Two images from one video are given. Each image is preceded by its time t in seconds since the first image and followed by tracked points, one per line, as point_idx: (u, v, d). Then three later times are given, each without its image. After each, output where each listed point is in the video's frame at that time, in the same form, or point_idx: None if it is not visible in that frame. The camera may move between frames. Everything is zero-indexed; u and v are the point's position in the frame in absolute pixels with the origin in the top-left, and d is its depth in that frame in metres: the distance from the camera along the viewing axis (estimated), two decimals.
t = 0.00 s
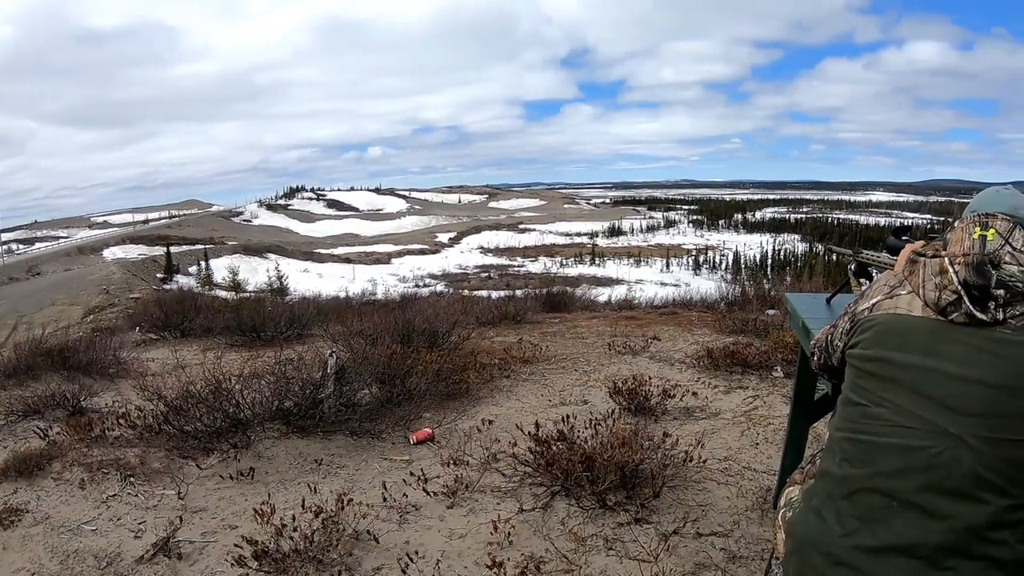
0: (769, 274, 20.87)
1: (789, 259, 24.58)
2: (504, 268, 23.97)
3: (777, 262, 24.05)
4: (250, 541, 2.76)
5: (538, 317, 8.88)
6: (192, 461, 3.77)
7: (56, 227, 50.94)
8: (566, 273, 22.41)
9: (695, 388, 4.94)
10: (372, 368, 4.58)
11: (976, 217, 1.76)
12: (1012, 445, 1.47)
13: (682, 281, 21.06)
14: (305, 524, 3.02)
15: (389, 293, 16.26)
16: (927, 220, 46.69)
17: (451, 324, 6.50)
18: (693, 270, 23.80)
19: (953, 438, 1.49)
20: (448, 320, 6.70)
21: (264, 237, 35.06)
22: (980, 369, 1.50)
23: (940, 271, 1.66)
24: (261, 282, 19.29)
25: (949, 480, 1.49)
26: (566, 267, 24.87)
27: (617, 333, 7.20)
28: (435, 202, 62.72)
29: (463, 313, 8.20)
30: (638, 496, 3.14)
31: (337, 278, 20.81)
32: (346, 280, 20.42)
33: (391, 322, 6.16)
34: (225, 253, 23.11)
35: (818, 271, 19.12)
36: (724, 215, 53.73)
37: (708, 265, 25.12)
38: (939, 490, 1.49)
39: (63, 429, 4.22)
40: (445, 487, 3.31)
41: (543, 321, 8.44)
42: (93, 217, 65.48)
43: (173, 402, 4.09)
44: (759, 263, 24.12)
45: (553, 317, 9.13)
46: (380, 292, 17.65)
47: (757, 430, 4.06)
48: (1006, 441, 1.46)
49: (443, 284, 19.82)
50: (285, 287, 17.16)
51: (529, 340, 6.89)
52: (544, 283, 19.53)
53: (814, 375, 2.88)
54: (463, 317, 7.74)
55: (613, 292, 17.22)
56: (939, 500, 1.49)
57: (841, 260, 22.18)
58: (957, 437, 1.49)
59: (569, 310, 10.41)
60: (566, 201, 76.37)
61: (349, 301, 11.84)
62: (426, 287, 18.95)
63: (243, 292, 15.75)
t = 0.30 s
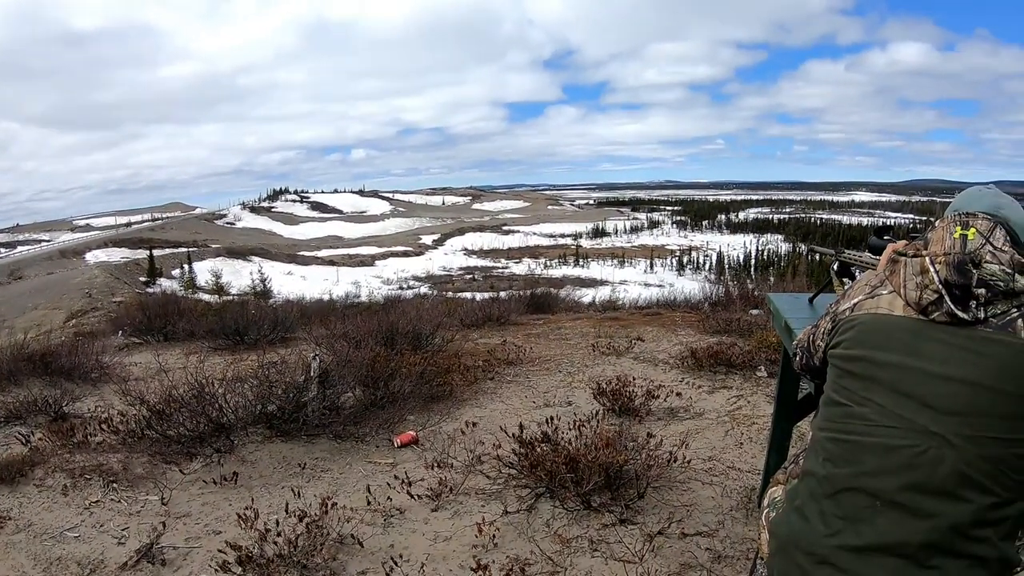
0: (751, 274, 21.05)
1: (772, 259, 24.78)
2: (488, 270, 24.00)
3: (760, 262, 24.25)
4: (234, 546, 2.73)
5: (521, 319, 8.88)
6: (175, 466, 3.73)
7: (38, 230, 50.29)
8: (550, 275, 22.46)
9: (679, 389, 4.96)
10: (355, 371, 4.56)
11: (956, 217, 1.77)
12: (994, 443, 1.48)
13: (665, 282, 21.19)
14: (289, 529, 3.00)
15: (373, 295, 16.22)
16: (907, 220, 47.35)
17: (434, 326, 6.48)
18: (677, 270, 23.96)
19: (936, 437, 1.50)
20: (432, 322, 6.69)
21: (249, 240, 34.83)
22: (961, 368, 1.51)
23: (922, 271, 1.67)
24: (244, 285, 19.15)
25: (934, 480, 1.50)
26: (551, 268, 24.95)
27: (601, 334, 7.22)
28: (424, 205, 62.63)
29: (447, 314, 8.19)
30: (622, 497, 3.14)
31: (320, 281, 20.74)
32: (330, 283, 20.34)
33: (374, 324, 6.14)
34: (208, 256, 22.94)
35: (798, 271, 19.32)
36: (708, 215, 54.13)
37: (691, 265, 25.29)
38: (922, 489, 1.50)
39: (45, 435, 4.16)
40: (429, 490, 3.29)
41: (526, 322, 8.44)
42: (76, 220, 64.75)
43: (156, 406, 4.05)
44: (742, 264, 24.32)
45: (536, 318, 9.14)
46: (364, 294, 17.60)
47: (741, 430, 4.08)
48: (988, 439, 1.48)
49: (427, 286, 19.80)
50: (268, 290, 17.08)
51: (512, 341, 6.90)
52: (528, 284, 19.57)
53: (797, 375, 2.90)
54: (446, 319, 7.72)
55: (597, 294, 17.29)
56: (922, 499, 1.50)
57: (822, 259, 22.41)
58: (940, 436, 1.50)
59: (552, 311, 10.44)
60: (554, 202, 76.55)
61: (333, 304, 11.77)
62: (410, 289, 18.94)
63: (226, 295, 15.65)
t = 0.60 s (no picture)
0: (731, 274, 21.23)
1: (753, 259, 25.02)
2: (470, 272, 24.01)
3: (741, 263, 24.45)
4: (215, 552, 2.70)
5: (503, 320, 8.88)
6: (155, 472, 3.69)
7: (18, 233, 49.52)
8: (532, 277, 22.49)
9: (660, 389, 4.98)
10: (336, 375, 4.54)
11: (933, 217, 1.84)
12: (974, 442, 1.50)
13: (647, 283, 21.31)
14: (270, 534, 2.97)
15: (355, 298, 16.16)
16: (886, 220, 48.01)
17: (414, 329, 6.47)
18: (659, 271, 24.11)
19: (916, 436, 1.51)
20: (413, 325, 6.68)
21: (233, 243, 34.57)
22: (941, 367, 1.52)
23: (900, 271, 1.69)
24: (225, 288, 18.99)
25: (914, 479, 1.51)
26: (531, 269, 25.04)
27: (582, 335, 7.23)
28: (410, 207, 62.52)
29: (428, 317, 8.17)
30: (604, 498, 3.14)
31: (301, 284, 20.63)
32: (311, 287, 20.20)
33: (355, 328, 6.11)
34: (189, 260, 22.73)
35: (776, 272, 19.53)
36: (691, 215, 54.50)
37: (672, 266, 25.44)
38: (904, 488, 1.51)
39: (24, 442, 4.09)
40: (411, 493, 3.28)
41: (507, 324, 8.44)
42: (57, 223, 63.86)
43: (136, 412, 4.00)
44: (722, 264, 24.53)
45: (518, 320, 9.14)
46: (346, 297, 17.52)
47: (722, 430, 4.10)
48: (968, 437, 1.49)
49: (409, 289, 19.73)
50: (249, 294, 16.96)
51: (494, 343, 6.89)
52: (510, 286, 19.63)
53: (777, 375, 2.92)
54: (427, 321, 7.70)
55: (578, 295, 17.36)
56: (902, 498, 1.52)
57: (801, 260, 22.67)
58: (920, 435, 1.51)
59: (534, 313, 10.46)
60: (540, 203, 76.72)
61: (313, 307, 11.69)
62: (392, 291, 18.91)
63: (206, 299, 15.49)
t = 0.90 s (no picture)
0: (711, 275, 21.39)
1: (732, 260, 25.27)
2: (451, 274, 24.02)
3: (721, 264, 24.64)
4: (196, 559, 2.67)
5: (483, 323, 8.88)
6: (135, 479, 3.64)
7: None
8: (512, 279, 22.48)
9: (641, 391, 4.99)
10: (316, 379, 4.51)
11: (911, 218, 1.83)
12: (952, 441, 1.52)
13: (627, 284, 21.44)
14: (252, 541, 2.94)
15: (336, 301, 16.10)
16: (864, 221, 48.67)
17: (395, 332, 6.43)
18: (639, 272, 24.27)
19: (895, 436, 1.53)
20: (394, 328, 6.64)
21: (216, 247, 34.27)
22: (920, 367, 1.54)
23: (878, 271, 1.70)
24: (205, 292, 18.82)
25: (894, 477, 1.52)
26: (511, 272, 25.09)
27: (563, 338, 7.25)
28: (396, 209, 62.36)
29: (408, 320, 8.15)
30: (586, 500, 3.15)
31: (281, 287, 20.50)
32: (292, 290, 20.05)
33: (335, 331, 6.08)
34: (169, 264, 22.50)
35: (754, 274, 19.70)
36: (672, 217, 54.90)
37: (652, 267, 25.61)
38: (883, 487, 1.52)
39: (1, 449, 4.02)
40: (392, 498, 3.26)
41: (488, 327, 8.43)
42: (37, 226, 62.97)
43: (115, 418, 3.94)
44: (702, 265, 24.75)
45: (499, 322, 9.15)
46: (326, 300, 17.42)
47: (703, 430, 4.12)
48: (947, 437, 1.51)
49: (389, 292, 19.66)
50: (228, 298, 16.84)
51: (474, 346, 6.88)
52: (490, 288, 19.67)
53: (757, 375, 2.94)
54: (408, 324, 7.67)
55: (558, 297, 17.42)
56: (883, 498, 1.52)
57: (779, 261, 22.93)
58: (899, 435, 1.52)
59: (515, 315, 10.47)
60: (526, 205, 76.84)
61: (294, 310, 11.61)
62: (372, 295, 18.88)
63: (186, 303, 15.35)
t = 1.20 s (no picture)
0: (691, 277, 21.53)
1: (713, 261, 25.47)
2: (432, 278, 24.01)
3: (701, 265, 24.82)
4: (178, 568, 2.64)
5: (465, 327, 8.87)
6: (116, 487, 3.60)
7: None
8: (493, 282, 22.48)
9: (623, 393, 5.00)
10: (297, 384, 4.48)
11: (891, 219, 1.86)
12: (932, 440, 1.53)
13: (608, 286, 21.56)
14: (233, 548, 2.92)
15: (318, 306, 16.03)
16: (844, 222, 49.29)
17: (376, 336, 6.41)
18: (620, 274, 24.41)
19: (876, 435, 1.53)
20: (374, 332, 6.62)
21: (198, 251, 33.98)
22: (899, 367, 1.56)
23: (857, 273, 1.70)
24: (185, 297, 18.66)
25: (876, 478, 1.52)
26: (493, 274, 25.11)
27: (545, 340, 7.25)
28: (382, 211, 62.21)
29: (389, 324, 8.12)
30: (569, 503, 3.15)
31: (261, 291, 20.37)
32: (272, 294, 19.91)
33: (316, 336, 6.04)
34: (149, 268, 22.29)
35: (732, 275, 19.86)
36: (655, 219, 55.27)
37: (633, 269, 25.74)
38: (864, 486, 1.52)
39: None
40: (375, 503, 3.25)
41: (469, 330, 8.42)
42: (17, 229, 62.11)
43: (95, 425, 3.89)
44: (683, 267, 24.92)
45: (481, 326, 9.15)
46: (307, 305, 17.33)
47: (684, 432, 4.14)
48: (927, 436, 1.52)
49: (370, 295, 19.60)
50: (209, 302, 16.70)
51: (456, 350, 6.88)
52: (472, 292, 19.68)
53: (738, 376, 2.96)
54: (388, 328, 7.65)
55: (540, 300, 17.47)
56: (865, 498, 1.52)
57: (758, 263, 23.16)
58: (879, 435, 1.53)
59: (497, 319, 10.48)
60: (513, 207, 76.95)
61: (275, 315, 11.53)
62: (353, 298, 18.82)
63: (166, 308, 15.22)
